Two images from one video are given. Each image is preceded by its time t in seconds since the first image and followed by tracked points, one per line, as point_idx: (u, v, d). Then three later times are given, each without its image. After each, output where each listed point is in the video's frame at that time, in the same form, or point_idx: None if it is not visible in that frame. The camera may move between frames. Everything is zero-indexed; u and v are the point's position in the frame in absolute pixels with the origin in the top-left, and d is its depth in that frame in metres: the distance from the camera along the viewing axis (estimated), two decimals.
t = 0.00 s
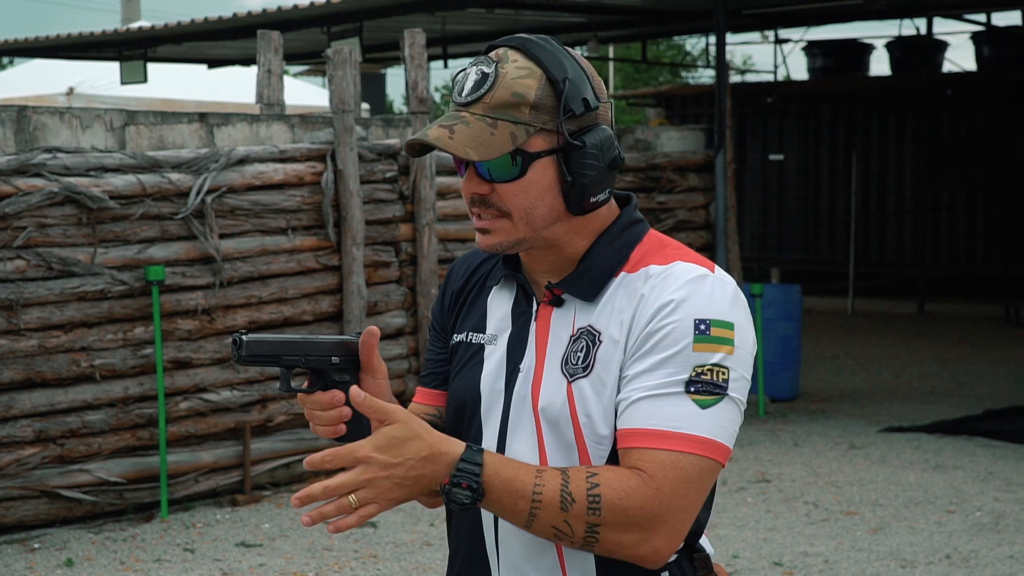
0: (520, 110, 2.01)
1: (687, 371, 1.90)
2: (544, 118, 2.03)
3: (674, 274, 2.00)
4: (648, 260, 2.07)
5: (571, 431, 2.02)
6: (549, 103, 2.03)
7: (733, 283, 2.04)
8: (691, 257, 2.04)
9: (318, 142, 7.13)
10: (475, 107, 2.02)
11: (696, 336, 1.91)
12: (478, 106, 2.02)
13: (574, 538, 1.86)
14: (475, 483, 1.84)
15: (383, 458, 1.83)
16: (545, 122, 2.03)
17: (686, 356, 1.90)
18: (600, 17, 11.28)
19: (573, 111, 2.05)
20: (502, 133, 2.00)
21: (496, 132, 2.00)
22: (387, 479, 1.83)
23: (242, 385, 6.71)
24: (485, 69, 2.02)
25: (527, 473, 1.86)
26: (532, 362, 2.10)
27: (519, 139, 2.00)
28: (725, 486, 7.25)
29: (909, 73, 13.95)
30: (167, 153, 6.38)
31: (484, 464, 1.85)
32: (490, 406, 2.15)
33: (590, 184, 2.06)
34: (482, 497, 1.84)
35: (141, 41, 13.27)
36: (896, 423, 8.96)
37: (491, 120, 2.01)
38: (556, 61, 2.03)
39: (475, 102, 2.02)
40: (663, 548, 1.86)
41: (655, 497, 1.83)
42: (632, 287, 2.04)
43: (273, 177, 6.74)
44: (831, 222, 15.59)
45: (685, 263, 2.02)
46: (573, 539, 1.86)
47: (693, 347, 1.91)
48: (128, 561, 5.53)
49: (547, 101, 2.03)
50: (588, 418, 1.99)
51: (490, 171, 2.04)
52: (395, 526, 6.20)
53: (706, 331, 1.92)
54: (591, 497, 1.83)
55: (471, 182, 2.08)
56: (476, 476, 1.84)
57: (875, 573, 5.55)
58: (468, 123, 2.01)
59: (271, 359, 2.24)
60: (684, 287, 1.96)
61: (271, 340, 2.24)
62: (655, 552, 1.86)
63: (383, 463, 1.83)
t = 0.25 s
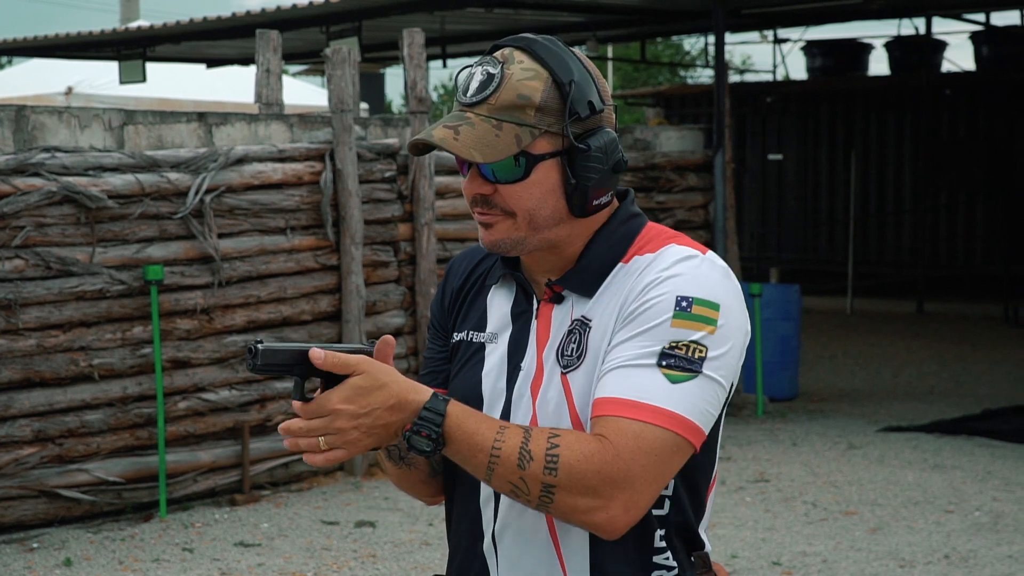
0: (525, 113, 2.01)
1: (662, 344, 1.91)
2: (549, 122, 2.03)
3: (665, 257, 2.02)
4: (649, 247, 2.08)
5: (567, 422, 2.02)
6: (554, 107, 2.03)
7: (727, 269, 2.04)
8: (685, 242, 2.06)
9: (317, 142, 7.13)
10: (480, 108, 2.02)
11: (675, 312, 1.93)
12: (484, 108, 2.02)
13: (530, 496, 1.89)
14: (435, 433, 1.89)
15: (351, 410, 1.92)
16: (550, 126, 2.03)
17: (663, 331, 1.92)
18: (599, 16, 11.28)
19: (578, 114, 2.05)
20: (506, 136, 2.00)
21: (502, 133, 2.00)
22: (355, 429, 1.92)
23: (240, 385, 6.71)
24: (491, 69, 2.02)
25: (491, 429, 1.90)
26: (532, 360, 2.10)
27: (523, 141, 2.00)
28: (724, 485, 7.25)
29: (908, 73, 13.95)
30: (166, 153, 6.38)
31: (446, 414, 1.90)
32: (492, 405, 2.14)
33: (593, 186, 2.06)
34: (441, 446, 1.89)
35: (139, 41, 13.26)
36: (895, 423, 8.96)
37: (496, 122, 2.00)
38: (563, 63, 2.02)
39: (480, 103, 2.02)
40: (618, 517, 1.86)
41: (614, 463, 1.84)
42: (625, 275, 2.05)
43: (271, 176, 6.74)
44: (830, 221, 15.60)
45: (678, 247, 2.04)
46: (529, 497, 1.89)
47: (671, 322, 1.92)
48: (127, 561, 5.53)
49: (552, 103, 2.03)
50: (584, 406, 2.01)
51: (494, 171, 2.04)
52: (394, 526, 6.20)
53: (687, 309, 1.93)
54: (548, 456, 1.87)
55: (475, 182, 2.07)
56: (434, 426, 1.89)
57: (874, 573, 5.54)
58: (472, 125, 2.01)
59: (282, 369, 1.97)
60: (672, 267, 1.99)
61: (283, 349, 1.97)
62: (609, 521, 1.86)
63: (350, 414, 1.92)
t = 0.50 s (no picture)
0: (522, 114, 2.01)
1: (655, 325, 1.91)
2: (546, 122, 2.03)
3: (658, 241, 2.03)
4: (642, 234, 2.09)
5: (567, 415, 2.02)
6: (550, 107, 2.03)
7: (719, 250, 2.05)
8: (677, 227, 2.07)
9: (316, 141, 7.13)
10: (477, 111, 2.02)
11: (668, 292, 1.93)
12: (480, 110, 2.01)
13: (529, 483, 1.89)
14: (431, 429, 1.87)
15: (346, 410, 1.93)
16: (547, 126, 2.03)
17: (657, 311, 1.92)
18: (598, 16, 11.27)
19: (575, 114, 2.05)
20: (503, 137, 1.99)
21: (500, 136, 1.99)
22: (350, 429, 1.94)
23: (239, 385, 6.71)
24: (487, 71, 2.02)
25: (485, 418, 1.90)
26: (533, 355, 2.10)
27: (520, 143, 2.00)
28: (723, 485, 7.25)
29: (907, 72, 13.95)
30: (165, 153, 6.38)
31: (439, 409, 1.90)
32: (494, 401, 2.14)
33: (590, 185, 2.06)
34: (438, 439, 1.88)
35: (138, 40, 13.26)
36: (894, 423, 8.96)
37: (493, 125, 2.00)
38: (558, 63, 2.02)
39: (476, 105, 2.02)
40: (619, 497, 1.85)
41: (611, 444, 1.83)
42: (621, 265, 2.05)
43: (270, 176, 6.74)
44: (829, 221, 15.60)
45: (670, 232, 2.05)
46: (529, 484, 1.89)
47: (664, 303, 1.92)
48: (126, 561, 5.53)
49: (549, 104, 2.03)
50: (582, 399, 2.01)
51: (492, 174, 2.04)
52: (393, 526, 6.20)
53: (680, 288, 1.93)
54: (544, 442, 1.87)
55: (474, 185, 2.07)
56: (428, 421, 1.87)
57: (873, 573, 5.54)
58: (468, 127, 2.01)
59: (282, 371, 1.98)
60: (664, 250, 1.99)
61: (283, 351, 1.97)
62: (610, 503, 1.85)
63: (344, 415, 1.93)
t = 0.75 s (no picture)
0: (520, 112, 2.01)
1: (646, 320, 1.91)
2: (544, 119, 2.03)
3: (651, 236, 2.03)
4: (638, 228, 2.08)
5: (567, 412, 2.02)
6: (548, 104, 2.03)
7: (714, 244, 2.05)
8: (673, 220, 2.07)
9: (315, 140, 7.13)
10: (475, 110, 2.02)
11: (660, 287, 1.93)
12: (478, 109, 2.02)
13: (521, 482, 1.89)
14: (423, 425, 1.89)
15: (345, 405, 1.93)
16: (545, 123, 2.03)
17: (649, 307, 1.92)
18: (597, 15, 11.27)
19: (572, 110, 2.05)
20: (502, 136, 2.00)
21: (500, 134, 1.99)
22: (347, 426, 1.94)
23: (238, 383, 6.70)
24: (484, 71, 2.02)
25: (477, 418, 1.91)
26: (532, 351, 2.09)
27: (520, 141, 2.00)
28: (722, 484, 7.25)
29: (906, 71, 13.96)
30: (164, 152, 6.38)
31: (432, 407, 1.91)
32: (495, 396, 2.13)
33: (589, 180, 2.06)
34: (431, 439, 1.89)
35: (138, 39, 13.25)
36: (893, 422, 8.96)
37: (493, 123, 2.00)
38: (555, 62, 2.02)
39: (474, 104, 2.02)
40: (611, 493, 1.86)
41: (603, 441, 1.84)
42: (617, 261, 2.05)
43: (270, 175, 6.73)
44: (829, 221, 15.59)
45: (665, 225, 2.05)
46: (521, 483, 1.89)
47: (656, 298, 1.92)
48: (125, 560, 5.53)
49: (546, 101, 2.03)
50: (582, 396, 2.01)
51: (493, 173, 2.03)
52: (392, 525, 6.20)
53: (672, 283, 1.93)
54: (536, 440, 1.87)
55: (474, 184, 2.06)
56: (421, 418, 1.89)
57: (873, 572, 5.54)
58: (467, 126, 2.01)
59: (286, 361, 1.94)
60: (656, 246, 1.99)
61: (288, 340, 1.94)
62: (603, 499, 1.86)
63: (343, 411, 1.93)
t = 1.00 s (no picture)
0: (518, 107, 2.01)
1: (646, 311, 1.91)
2: (542, 113, 2.03)
3: (651, 228, 2.03)
4: (636, 220, 2.08)
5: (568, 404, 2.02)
6: (546, 99, 2.03)
7: (714, 234, 2.05)
8: (672, 211, 2.07)
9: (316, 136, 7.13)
10: (473, 107, 2.01)
11: (659, 278, 1.93)
12: (476, 106, 2.01)
13: (522, 475, 1.89)
14: (422, 421, 1.89)
15: (345, 402, 1.92)
16: (543, 117, 2.03)
17: (648, 297, 1.92)
18: (599, 11, 11.26)
19: (570, 104, 2.04)
20: (500, 132, 1.99)
21: (498, 131, 1.99)
22: (348, 424, 1.93)
23: (239, 379, 6.71)
24: (480, 67, 2.02)
25: (476, 412, 1.91)
26: (533, 342, 2.09)
27: (518, 137, 2.00)
28: (723, 480, 7.25)
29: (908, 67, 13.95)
30: (165, 148, 6.38)
31: (431, 404, 1.90)
32: (498, 388, 2.13)
33: (589, 173, 2.05)
34: (430, 435, 1.89)
35: (138, 36, 13.24)
36: (894, 418, 8.96)
37: (491, 120, 2.00)
38: (552, 57, 2.02)
39: (472, 100, 2.01)
40: (613, 484, 1.85)
41: (603, 432, 1.84)
42: (616, 253, 2.04)
43: (271, 171, 6.73)
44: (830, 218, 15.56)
45: (664, 216, 2.05)
46: (522, 476, 1.89)
47: (655, 288, 1.92)
48: (126, 556, 5.53)
49: (544, 95, 2.02)
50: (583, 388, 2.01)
51: (493, 169, 2.03)
52: (393, 520, 6.20)
53: (671, 273, 1.93)
54: (536, 433, 1.87)
55: (474, 180, 2.06)
56: (421, 413, 1.89)
57: (874, 569, 5.54)
58: (466, 122, 2.01)
59: (285, 359, 1.94)
60: (655, 238, 1.99)
61: (286, 338, 1.94)
62: (603, 490, 1.86)
63: (343, 407, 1.92)
